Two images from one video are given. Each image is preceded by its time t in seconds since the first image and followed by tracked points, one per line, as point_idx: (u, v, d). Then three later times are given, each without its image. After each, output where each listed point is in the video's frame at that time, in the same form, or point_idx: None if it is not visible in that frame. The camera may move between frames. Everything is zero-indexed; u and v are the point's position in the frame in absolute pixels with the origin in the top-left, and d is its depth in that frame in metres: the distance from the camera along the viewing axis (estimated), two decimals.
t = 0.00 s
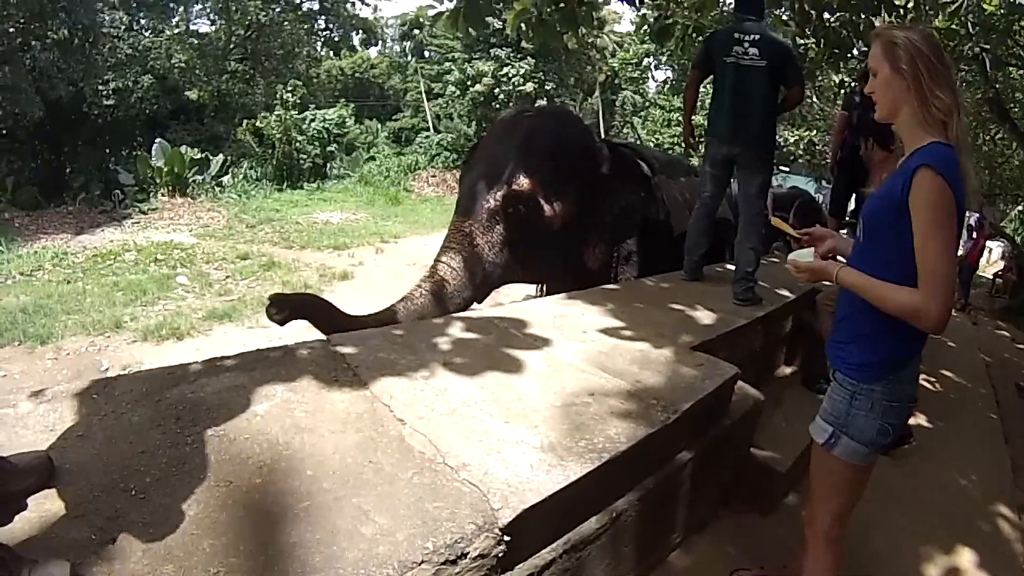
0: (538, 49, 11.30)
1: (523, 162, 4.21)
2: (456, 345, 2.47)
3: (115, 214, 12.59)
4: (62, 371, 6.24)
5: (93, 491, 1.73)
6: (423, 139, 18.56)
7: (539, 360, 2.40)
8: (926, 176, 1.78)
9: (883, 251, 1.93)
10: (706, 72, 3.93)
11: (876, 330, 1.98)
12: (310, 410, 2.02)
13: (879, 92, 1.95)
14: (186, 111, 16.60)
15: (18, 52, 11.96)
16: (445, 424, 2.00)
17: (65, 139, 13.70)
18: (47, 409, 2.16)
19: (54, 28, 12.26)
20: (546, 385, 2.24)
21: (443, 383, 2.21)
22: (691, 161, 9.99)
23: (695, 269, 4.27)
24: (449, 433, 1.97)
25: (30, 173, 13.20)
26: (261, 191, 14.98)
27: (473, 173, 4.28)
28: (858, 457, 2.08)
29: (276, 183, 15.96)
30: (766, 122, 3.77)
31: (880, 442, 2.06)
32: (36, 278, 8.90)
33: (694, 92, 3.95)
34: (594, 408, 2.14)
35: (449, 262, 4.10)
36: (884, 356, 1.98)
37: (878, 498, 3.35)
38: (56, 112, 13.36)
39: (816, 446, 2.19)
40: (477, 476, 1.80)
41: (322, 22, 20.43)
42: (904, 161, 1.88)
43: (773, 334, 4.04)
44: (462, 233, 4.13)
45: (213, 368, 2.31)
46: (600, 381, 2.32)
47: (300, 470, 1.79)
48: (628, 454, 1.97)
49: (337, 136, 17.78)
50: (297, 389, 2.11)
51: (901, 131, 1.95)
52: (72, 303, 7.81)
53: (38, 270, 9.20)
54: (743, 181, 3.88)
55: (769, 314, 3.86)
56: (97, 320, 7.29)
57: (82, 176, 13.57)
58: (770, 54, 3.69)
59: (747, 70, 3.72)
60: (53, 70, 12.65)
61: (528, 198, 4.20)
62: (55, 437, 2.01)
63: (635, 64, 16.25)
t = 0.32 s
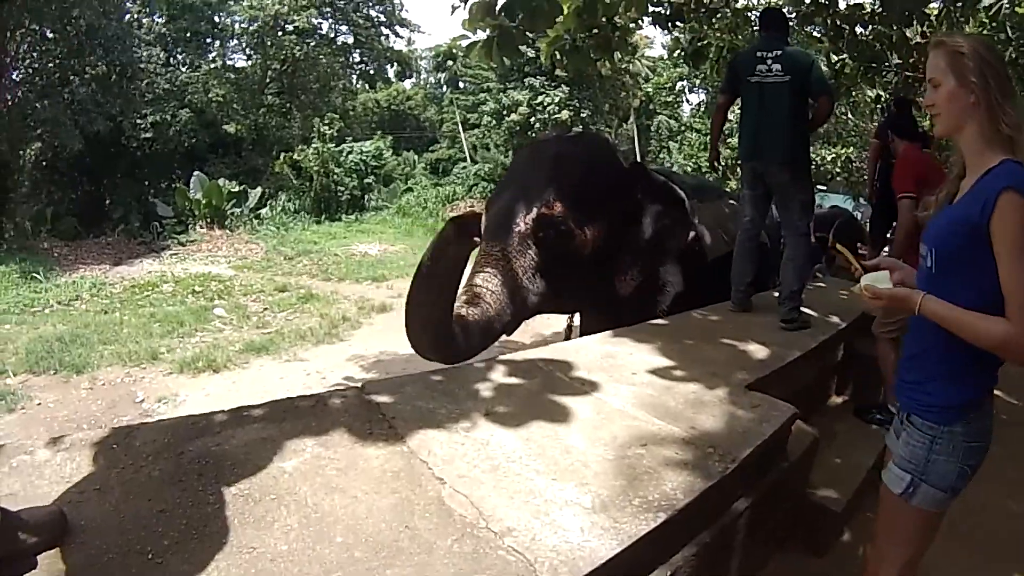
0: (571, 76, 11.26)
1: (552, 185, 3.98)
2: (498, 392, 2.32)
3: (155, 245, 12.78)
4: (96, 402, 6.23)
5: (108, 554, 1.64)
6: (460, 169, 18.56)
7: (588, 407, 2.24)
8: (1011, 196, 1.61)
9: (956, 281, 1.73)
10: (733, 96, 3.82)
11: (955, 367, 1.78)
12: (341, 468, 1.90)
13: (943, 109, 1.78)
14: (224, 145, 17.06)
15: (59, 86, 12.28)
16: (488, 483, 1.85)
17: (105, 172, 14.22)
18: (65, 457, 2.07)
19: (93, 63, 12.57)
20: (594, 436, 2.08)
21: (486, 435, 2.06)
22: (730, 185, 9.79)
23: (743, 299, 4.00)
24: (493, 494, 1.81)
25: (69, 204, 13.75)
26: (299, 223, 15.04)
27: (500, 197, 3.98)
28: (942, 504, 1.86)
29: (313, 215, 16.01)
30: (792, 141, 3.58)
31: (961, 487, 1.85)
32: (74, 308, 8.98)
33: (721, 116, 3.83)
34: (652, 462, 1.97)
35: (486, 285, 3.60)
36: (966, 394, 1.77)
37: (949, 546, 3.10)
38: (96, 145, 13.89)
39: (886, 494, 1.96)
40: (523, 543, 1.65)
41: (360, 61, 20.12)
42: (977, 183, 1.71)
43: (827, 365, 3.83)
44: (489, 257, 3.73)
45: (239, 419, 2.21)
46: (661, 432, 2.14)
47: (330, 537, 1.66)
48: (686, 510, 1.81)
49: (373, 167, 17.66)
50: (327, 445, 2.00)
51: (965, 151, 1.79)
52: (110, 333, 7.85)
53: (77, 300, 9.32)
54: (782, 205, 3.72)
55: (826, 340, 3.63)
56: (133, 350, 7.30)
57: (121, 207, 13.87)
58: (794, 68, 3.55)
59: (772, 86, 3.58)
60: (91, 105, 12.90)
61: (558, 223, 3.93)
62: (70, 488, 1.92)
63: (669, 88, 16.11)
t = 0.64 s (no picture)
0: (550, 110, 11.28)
1: (519, 214, 3.62)
2: (461, 447, 2.17)
3: (131, 276, 12.59)
4: (65, 437, 6.01)
5: None
6: (438, 205, 18.48)
7: (557, 464, 2.10)
8: None
9: (969, 326, 1.59)
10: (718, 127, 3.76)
11: (965, 422, 1.63)
12: (287, 533, 1.75)
13: (951, 133, 1.66)
14: (203, 177, 16.91)
15: (38, 111, 12.19)
16: (445, 551, 1.70)
17: (84, 200, 13.87)
18: None
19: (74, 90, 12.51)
20: (565, 497, 1.93)
21: (446, 497, 1.91)
22: (708, 219, 9.77)
23: (723, 338, 3.86)
24: (450, 565, 1.65)
25: (47, 234, 13.53)
26: (276, 258, 14.83)
27: (464, 226, 3.57)
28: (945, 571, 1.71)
29: (290, 250, 15.81)
30: (775, 175, 3.52)
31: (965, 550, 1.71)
32: (46, 338, 8.75)
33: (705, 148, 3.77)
34: (628, 526, 1.81)
35: (454, 307, 3.11)
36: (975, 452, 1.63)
37: None
38: (76, 172, 13.64)
39: (884, 559, 1.81)
40: None
41: (340, 95, 20.20)
42: (991, 214, 1.57)
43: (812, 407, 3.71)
44: (452, 291, 3.20)
45: (184, 474, 2.05)
46: (638, 489, 2.00)
47: None
48: None
49: (351, 203, 17.48)
50: (275, 506, 1.85)
51: (975, 178, 1.67)
52: (81, 366, 7.63)
53: (50, 331, 9.11)
54: (762, 239, 3.65)
55: (810, 374, 3.51)
56: (104, 385, 7.06)
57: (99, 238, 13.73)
58: (780, 100, 3.50)
59: (757, 118, 3.54)
60: (70, 133, 12.62)
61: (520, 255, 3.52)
62: None
63: (646, 122, 16.14)
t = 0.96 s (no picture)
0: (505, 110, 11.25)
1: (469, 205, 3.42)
2: (396, 463, 2.07)
3: (83, 285, 12.24)
4: (16, 455, 5.76)
5: None
6: (392, 206, 18.33)
7: (497, 479, 2.00)
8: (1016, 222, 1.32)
9: (947, 325, 1.44)
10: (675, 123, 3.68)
11: (935, 437, 1.50)
12: (208, 562, 1.63)
13: (921, 115, 1.53)
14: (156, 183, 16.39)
15: None
16: None
17: (36, 209, 13.60)
18: None
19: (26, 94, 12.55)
20: (504, 517, 1.83)
21: (377, 519, 1.80)
22: (664, 216, 9.78)
23: (677, 335, 3.79)
24: None
25: None
26: (230, 264, 14.56)
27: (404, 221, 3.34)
28: None
29: (244, 255, 15.57)
30: (733, 170, 3.49)
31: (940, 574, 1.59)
32: None
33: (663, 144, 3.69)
34: (572, 548, 1.71)
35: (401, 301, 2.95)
36: (946, 472, 1.50)
37: None
38: (28, 179, 13.32)
39: None
40: None
41: (292, 98, 19.83)
42: (968, 199, 1.44)
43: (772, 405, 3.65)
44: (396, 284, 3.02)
45: (107, 498, 1.92)
46: (583, 505, 1.90)
47: None
48: None
49: (305, 206, 17.25)
50: (197, 532, 1.73)
51: (949, 162, 1.54)
52: (30, 379, 7.37)
53: None
54: (719, 234, 3.59)
55: (768, 371, 3.46)
56: (57, 398, 6.80)
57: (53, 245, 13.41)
58: (742, 93, 3.45)
59: (719, 112, 3.47)
60: (21, 139, 12.68)
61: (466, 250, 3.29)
62: None
63: (599, 120, 16.18)
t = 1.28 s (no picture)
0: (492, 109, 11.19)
1: (446, 206, 3.12)
2: (350, 472, 2.06)
3: (66, 282, 12.07)
4: None
5: None
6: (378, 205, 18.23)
7: (452, 492, 1.97)
8: (1004, 221, 1.18)
9: (930, 339, 1.30)
10: (654, 121, 3.63)
11: (911, 469, 1.33)
12: (151, 571, 1.59)
13: (898, 107, 1.37)
14: (141, 179, 16.10)
15: None
16: None
17: (20, 205, 13.48)
18: None
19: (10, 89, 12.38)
20: (455, 531, 1.79)
21: (324, 532, 1.76)
22: (649, 217, 9.76)
23: (653, 340, 3.77)
24: None
25: None
26: (214, 262, 14.40)
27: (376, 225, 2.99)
28: None
29: (228, 252, 15.47)
30: (714, 172, 3.47)
31: None
32: None
33: (641, 141, 3.63)
34: (524, 568, 1.66)
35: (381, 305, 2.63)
36: (923, 508, 1.32)
37: None
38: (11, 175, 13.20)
39: None
40: None
41: (278, 94, 19.57)
42: (950, 198, 1.29)
43: (750, 410, 3.61)
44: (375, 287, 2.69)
45: (58, 503, 1.86)
46: (539, 519, 1.87)
47: None
48: None
49: (288, 205, 17.02)
50: (144, 541, 1.69)
51: (931, 160, 1.38)
52: (8, 377, 7.24)
53: None
54: (700, 237, 3.56)
55: (745, 377, 3.42)
56: (36, 396, 6.69)
57: (36, 242, 13.25)
58: (729, 94, 3.46)
59: (707, 111, 3.46)
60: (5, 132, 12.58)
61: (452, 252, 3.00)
62: None
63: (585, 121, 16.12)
